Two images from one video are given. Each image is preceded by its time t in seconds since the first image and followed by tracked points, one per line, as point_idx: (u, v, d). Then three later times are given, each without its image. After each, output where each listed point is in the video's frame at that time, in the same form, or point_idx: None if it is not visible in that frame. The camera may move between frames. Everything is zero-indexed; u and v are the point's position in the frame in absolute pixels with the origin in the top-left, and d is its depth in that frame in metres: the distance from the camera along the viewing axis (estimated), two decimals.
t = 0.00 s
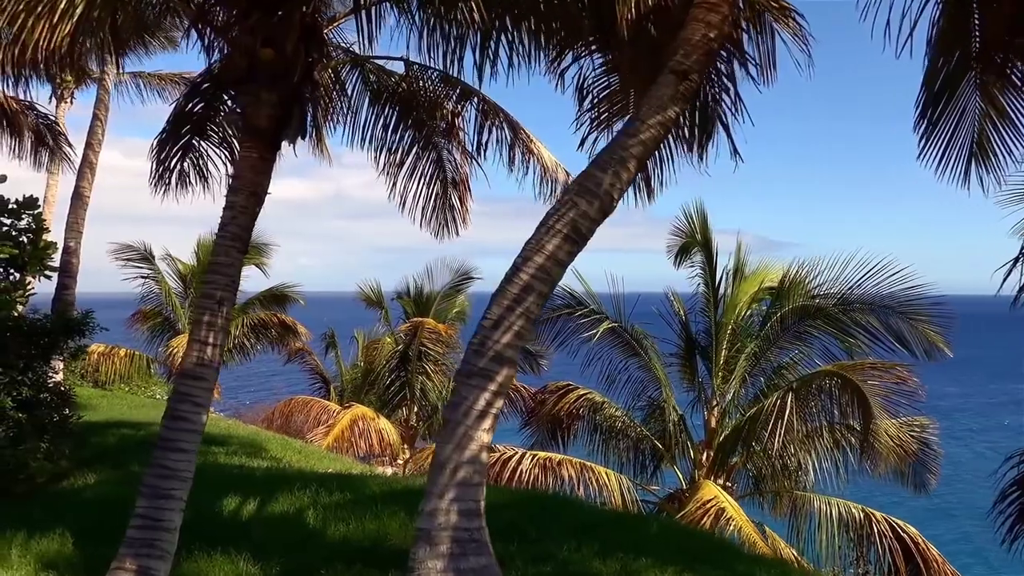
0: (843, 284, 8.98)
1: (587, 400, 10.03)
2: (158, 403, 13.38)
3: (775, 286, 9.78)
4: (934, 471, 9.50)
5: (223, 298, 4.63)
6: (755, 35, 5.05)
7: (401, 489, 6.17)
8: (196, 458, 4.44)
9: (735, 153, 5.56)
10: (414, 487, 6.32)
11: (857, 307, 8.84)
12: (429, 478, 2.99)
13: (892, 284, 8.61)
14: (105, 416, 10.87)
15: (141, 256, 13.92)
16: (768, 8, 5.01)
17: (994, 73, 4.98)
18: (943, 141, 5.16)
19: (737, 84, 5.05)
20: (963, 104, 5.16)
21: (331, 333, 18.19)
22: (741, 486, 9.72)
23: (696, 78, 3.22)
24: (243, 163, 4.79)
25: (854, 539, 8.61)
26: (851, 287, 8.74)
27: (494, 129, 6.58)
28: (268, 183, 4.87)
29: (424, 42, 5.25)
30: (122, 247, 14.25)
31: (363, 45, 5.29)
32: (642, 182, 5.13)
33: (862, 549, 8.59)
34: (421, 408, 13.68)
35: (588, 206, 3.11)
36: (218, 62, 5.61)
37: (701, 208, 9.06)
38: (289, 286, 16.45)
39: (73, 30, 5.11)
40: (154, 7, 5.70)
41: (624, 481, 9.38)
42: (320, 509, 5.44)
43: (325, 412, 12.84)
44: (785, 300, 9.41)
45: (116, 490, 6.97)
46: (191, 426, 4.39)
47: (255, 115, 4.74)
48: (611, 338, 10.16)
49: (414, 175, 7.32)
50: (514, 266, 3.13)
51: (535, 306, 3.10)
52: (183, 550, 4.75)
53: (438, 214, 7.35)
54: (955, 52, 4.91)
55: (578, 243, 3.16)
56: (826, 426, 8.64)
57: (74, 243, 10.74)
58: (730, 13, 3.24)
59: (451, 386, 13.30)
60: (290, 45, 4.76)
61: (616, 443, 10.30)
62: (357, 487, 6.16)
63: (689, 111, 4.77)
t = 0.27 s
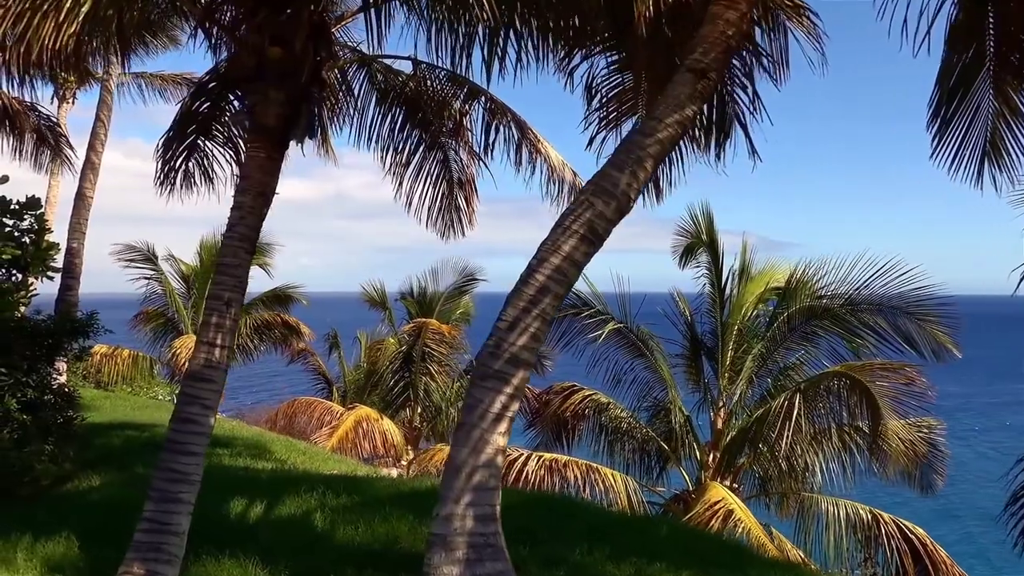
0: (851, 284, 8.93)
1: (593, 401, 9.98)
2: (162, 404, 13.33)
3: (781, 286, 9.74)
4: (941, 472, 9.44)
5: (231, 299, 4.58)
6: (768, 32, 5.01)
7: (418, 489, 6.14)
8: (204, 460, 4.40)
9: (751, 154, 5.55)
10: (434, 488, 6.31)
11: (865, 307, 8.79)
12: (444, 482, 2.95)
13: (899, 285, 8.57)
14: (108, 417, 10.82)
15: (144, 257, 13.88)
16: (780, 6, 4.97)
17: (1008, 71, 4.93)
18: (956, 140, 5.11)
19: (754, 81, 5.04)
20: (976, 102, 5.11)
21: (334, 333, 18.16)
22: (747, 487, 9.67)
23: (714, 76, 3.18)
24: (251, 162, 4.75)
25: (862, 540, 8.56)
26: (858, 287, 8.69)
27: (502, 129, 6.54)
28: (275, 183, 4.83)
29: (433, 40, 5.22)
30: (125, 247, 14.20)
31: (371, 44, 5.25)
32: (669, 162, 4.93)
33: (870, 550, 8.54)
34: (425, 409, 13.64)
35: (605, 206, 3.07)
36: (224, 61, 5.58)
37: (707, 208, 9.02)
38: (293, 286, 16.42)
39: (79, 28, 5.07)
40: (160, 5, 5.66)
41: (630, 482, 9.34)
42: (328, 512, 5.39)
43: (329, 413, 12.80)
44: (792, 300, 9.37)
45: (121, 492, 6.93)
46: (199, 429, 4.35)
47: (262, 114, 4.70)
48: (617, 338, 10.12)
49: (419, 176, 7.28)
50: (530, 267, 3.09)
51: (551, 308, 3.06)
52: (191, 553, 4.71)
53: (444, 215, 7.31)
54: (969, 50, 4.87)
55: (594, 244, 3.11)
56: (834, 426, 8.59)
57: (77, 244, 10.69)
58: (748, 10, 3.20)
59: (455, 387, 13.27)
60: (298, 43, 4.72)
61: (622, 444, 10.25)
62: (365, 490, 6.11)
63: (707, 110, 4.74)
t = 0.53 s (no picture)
0: (858, 284, 8.88)
1: (598, 401, 9.95)
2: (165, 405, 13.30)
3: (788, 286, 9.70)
4: (948, 473, 9.38)
5: (239, 300, 4.54)
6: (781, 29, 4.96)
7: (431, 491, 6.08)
8: (212, 463, 4.35)
9: (772, 152, 5.48)
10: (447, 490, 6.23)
11: (872, 307, 8.74)
12: (459, 485, 2.91)
13: (907, 284, 8.51)
14: (111, 418, 10.78)
15: (147, 257, 13.84)
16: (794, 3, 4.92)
17: None
18: (969, 138, 5.07)
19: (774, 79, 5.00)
20: (989, 100, 5.07)
21: (337, 334, 18.14)
22: (754, 488, 9.63)
23: (732, 73, 3.14)
24: (258, 162, 4.70)
25: (869, 541, 8.53)
26: (866, 287, 8.64)
27: (508, 128, 6.49)
28: (283, 183, 4.79)
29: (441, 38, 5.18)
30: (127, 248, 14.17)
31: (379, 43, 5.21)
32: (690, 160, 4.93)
33: (877, 551, 8.51)
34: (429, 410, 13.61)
35: (622, 206, 3.02)
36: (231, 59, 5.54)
37: (714, 208, 8.98)
38: (296, 287, 16.40)
39: (85, 26, 5.04)
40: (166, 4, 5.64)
41: (636, 483, 9.30)
42: (335, 514, 5.35)
43: (332, 414, 12.75)
44: (798, 300, 9.32)
45: (126, 494, 6.89)
46: (207, 431, 4.31)
47: (270, 113, 4.66)
48: (622, 338, 10.08)
49: (425, 175, 7.24)
50: (545, 267, 3.04)
51: (567, 308, 3.01)
52: (198, 556, 4.67)
53: (450, 215, 7.26)
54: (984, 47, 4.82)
55: (610, 244, 3.07)
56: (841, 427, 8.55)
57: (80, 244, 10.65)
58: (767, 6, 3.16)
59: (458, 387, 13.24)
60: (306, 41, 4.68)
61: (627, 444, 10.20)
62: (372, 492, 6.07)
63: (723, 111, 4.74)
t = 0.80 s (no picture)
0: (865, 284, 8.83)
1: (603, 402, 9.90)
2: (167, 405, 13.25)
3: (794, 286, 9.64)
4: (955, 473, 9.33)
5: (246, 300, 4.50)
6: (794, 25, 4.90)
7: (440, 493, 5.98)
8: (219, 464, 4.31)
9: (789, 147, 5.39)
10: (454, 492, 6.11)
11: (880, 308, 8.69)
12: (473, 487, 2.86)
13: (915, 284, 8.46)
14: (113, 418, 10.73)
15: (150, 256, 13.80)
16: None
17: None
18: (983, 136, 5.02)
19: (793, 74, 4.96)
20: (1003, 97, 5.02)
21: (340, 334, 18.11)
22: (760, 489, 9.58)
23: (751, 69, 3.09)
24: (266, 160, 4.66)
25: (877, 542, 8.48)
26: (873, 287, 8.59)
27: (515, 127, 6.43)
28: (290, 181, 4.74)
29: (450, 34, 5.13)
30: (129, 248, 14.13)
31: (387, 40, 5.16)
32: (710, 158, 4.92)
33: (885, 553, 8.47)
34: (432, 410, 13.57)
35: (638, 203, 2.97)
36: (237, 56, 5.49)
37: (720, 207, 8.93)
38: (299, 287, 16.38)
39: (89, 21, 5.02)
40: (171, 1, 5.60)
41: (641, 484, 9.24)
42: (342, 515, 5.30)
43: (335, 414, 12.71)
44: (804, 300, 9.27)
45: (130, 495, 6.84)
46: (214, 432, 4.26)
47: (277, 111, 4.61)
48: (628, 338, 10.03)
49: (431, 174, 7.19)
50: (560, 266, 2.99)
51: (583, 307, 2.96)
52: (205, 559, 4.62)
53: (455, 214, 7.21)
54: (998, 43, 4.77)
55: (626, 242, 3.02)
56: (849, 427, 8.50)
57: (83, 244, 10.61)
58: None
59: (461, 388, 13.21)
60: (314, 38, 4.63)
61: (632, 444, 10.15)
62: (378, 493, 6.02)
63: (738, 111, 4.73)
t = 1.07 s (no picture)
0: (872, 284, 8.78)
1: (609, 402, 9.85)
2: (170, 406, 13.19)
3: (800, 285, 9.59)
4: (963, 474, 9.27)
5: (253, 299, 4.45)
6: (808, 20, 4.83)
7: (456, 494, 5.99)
8: (226, 465, 4.26)
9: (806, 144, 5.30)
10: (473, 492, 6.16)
11: (888, 307, 8.63)
12: (488, 489, 2.81)
13: (923, 284, 8.40)
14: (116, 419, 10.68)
15: (152, 256, 13.76)
16: None
17: None
18: (998, 133, 4.95)
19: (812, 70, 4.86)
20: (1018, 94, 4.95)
21: (342, 334, 18.07)
22: (767, 490, 9.53)
23: (770, 63, 3.04)
24: (272, 158, 4.60)
25: (885, 544, 8.44)
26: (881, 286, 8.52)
27: (522, 124, 6.38)
28: (297, 179, 4.69)
29: (457, 30, 5.08)
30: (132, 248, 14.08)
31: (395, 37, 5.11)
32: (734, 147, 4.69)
33: (893, 554, 8.42)
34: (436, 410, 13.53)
35: (656, 200, 2.92)
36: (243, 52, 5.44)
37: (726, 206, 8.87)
38: (301, 287, 16.35)
39: (94, 17, 5.02)
40: None
41: (647, 485, 9.19)
42: (349, 517, 5.26)
43: (338, 415, 12.66)
44: (811, 300, 9.21)
45: (134, 496, 6.79)
46: (221, 432, 4.22)
47: (284, 107, 4.56)
48: (633, 338, 9.99)
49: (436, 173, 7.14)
50: (576, 264, 2.94)
51: (599, 306, 2.91)
52: (212, 561, 4.57)
53: (461, 213, 7.15)
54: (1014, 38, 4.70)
55: (643, 239, 2.97)
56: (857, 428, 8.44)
57: (85, 243, 10.56)
58: None
59: (465, 388, 13.16)
60: (321, 34, 4.58)
61: (638, 445, 10.09)
62: (385, 494, 5.96)
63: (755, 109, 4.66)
